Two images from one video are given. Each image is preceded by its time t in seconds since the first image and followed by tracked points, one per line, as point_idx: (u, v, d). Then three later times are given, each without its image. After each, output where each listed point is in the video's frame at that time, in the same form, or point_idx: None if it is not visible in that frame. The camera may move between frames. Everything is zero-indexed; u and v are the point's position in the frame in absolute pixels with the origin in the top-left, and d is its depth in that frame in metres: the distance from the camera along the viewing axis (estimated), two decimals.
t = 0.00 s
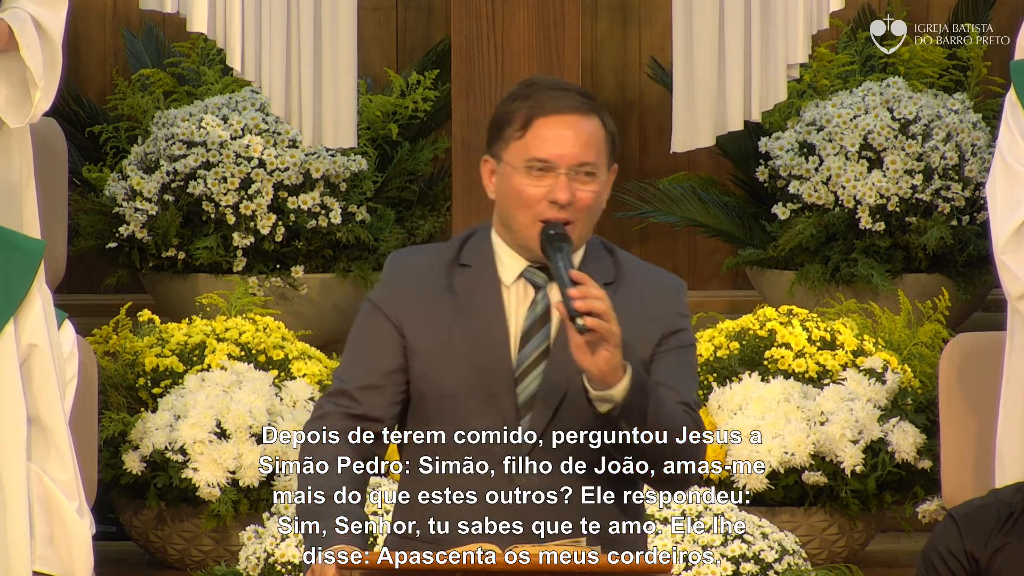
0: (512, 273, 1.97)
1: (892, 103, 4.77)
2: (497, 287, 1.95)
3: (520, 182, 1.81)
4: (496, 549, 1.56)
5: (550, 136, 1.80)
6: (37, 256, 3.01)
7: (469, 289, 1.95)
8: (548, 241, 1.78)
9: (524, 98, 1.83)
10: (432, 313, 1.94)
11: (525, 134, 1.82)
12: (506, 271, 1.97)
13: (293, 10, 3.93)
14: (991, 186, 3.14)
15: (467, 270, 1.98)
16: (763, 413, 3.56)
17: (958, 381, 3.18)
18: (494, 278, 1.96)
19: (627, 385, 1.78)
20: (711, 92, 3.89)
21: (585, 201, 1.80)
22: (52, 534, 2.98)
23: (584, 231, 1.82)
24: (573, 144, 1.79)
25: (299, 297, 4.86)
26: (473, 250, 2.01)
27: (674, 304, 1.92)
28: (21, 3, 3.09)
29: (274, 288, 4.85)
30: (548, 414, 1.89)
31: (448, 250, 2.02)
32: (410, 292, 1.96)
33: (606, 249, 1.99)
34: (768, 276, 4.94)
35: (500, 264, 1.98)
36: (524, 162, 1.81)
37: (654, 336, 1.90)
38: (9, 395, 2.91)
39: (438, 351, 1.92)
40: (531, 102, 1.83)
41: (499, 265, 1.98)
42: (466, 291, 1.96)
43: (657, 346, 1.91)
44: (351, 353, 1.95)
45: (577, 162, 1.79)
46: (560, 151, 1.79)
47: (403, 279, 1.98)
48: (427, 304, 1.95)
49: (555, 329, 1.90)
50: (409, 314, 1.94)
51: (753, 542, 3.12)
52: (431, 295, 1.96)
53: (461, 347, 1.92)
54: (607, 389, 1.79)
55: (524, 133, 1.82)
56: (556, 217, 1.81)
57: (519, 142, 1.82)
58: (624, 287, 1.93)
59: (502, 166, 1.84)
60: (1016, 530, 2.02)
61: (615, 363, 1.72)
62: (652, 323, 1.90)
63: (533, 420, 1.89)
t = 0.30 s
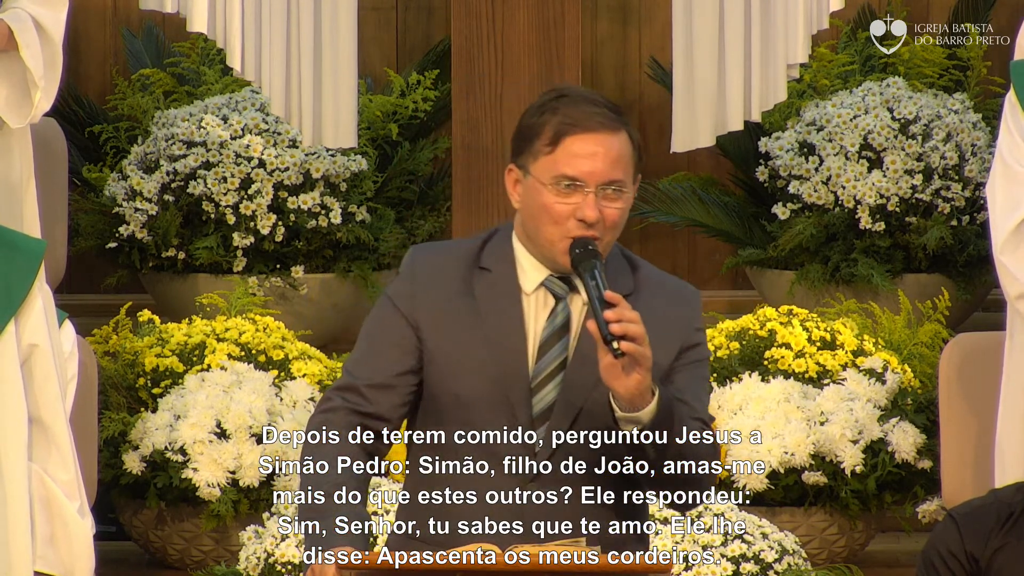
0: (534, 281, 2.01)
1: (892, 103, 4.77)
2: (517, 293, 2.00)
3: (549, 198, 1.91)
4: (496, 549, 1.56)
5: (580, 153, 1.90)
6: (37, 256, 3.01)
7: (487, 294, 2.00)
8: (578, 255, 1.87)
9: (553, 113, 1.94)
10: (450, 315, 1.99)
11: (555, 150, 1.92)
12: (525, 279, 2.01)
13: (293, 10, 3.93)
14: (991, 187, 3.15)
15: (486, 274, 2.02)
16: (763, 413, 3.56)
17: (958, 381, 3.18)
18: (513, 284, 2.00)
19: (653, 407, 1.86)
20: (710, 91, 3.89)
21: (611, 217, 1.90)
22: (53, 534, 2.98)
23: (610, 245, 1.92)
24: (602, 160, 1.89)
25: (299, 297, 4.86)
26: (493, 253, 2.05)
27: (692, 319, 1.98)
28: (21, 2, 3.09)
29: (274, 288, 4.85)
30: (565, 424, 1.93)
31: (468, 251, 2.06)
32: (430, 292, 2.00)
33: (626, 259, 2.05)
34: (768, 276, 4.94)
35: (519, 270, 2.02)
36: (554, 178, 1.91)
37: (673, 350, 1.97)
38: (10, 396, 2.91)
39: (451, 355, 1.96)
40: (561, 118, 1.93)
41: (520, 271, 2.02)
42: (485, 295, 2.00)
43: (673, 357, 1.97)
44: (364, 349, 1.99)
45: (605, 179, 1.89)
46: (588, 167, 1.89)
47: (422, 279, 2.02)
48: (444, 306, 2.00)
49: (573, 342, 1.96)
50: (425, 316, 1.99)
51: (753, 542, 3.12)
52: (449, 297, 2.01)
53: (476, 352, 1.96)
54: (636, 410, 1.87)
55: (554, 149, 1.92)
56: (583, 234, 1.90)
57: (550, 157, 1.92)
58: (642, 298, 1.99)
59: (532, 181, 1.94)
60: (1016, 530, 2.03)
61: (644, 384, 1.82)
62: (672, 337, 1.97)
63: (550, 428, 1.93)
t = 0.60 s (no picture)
0: (533, 275, 2.02)
1: (892, 103, 4.77)
2: (518, 289, 2.01)
3: (535, 182, 1.92)
4: (496, 549, 1.56)
5: (566, 136, 1.92)
6: (38, 256, 3.00)
7: (490, 292, 2.01)
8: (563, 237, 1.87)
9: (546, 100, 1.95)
10: (454, 314, 2.00)
11: (543, 136, 1.94)
12: (527, 275, 2.03)
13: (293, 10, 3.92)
14: (990, 187, 3.15)
15: (488, 273, 2.03)
16: (763, 413, 3.56)
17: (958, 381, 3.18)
18: (516, 281, 2.01)
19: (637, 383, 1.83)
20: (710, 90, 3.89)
21: (598, 201, 1.90)
22: (53, 534, 2.98)
23: (599, 229, 1.92)
24: (591, 145, 1.91)
25: (299, 297, 4.86)
26: (495, 252, 2.06)
27: (693, 313, 1.99)
28: (21, 2, 3.09)
29: (274, 288, 4.85)
30: (564, 418, 1.93)
31: (470, 250, 2.07)
32: (432, 292, 2.02)
33: (627, 255, 2.06)
34: (768, 276, 4.94)
35: (522, 267, 2.03)
36: (540, 163, 1.92)
37: (673, 342, 1.97)
38: (11, 396, 2.91)
39: (456, 354, 1.98)
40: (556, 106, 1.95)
41: (520, 267, 2.03)
42: (487, 293, 2.02)
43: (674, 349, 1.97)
44: (367, 348, 2.00)
45: (591, 163, 1.90)
46: (575, 151, 1.91)
47: (425, 280, 2.04)
48: (448, 304, 2.01)
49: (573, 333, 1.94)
50: (429, 314, 2.00)
51: (753, 542, 3.12)
52: (452, 296, 2.02)
53: (480, 350, 1.97)
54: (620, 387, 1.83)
55: (542, 134, 1.94)
56: (567, 217, 1.90)
57: (536, 141, 1.94)
58: (643, 293, 2.00)
59: (522, 167, 1.96)
60: (1016, 530, 2.02)
61: (629, 359, 1.76)
62: (671, 329, 1.97)
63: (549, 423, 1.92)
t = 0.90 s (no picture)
0: (528, 272, 2.03)
1: (892, 103, 4.77)
2: (515, 287, 2.02)
3: (517, 174, 1.93)
4: (496, 549, 1.56)
5: (548, 128, 1.92)
6: (38, 257, 3.00)
7: (489, 291, 2.02)
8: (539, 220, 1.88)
9: (532, 94, 1.97)
10: (453, 315, 2.01)
11: (525, 127, 1.95)
12: (522, 273, 2.04)
13: (293, 10, 3.92)
14: (991, 186, 3.15)
15: (486, 274, 2.05)
16: (763, 413, 3.56)
17: (959, 381, 3.18)
18: (513, 280, 2.02)
19: (605, 356, 1.77)
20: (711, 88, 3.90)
21: (580, 190, 1.91)
22: (53, 534, 2.98)
23: (582, 219, 1.93)
24: (572, 137, 1.92)
25: (299, 297, 4.85)
26: (494, 253, 2.08)
27: (689, 306, 1.99)
28: (21, 2, 3.09)
29: (274, 288, 4.85)
30: (554, 410, 1.93)
31: (469, 253, 2.09)
32: (432, 293, 2.04)
33: (626, 255, 2.08)
34: (768, 276, 4.94)
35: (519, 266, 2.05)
36: (521, 154, 1.93)
37: (666, 333, 1.97)
38: (11, 396, 2.91)
39: (455, 352, 1.99)
40: (541, 101, 1.96)
41: (518, 267, 2.04)
42: (485, 293, 2.03)
43: (669, 342, 1.98)
44: (371, 352, 2.02)
45: (571, 153, 1.91)
46: (556, 142, 1.92)
47: (425, 283, 2.05)
48: (447, 305, 2.02)
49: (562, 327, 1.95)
50: (429, 315, 2.01)
51: (753, 542, 3.12)
52: (451, 298, 2.04)
53: (479, 347, 1.98)
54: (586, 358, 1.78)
55: (524, 126, 1.95)
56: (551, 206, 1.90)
57: (518, 134, 1.95)
58: (640, 289, 2.01)
59: (507, 160, 1.97)
60: (1015, 530, 2.02)
61: (595, 331, 1.73)
62: (665, 320, 1.98)
63: (540, 417, 1.94)
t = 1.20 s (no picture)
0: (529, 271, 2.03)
1: (892, 103, 4.77)
2: (517, 286, 2.02)
3: (510, 172, 1.93)
4: (496, 549, 1.56)
5: (540, 125, 1.93)
6: (37, 256, 3.00)
7: (491, 290, 2.02)
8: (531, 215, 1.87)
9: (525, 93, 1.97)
10: (456, 313, 2.01)
11: (518, 125, 1.95)
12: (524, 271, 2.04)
13: (293, 10, 3.92)
14: (991, 186, 3.14)
15: (489, 273, 2.05)
16: (763, 413, 3.56)
17: (959, 381, 3.18)
18: (515, 279, 2.02)
19: (597, 345, 1.78)
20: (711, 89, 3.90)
21: (573, 186, 1.91)
22: (53, 534, 2.98)
23: (577, 216, 1.93)
24: (565, 133, 1.92)
25: (299, 297, 4.85)
26: (498, 253, 2.08)
27: (689, 303, 1.99)
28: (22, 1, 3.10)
29: (274, 288, 4.85)
30: (556, 406, 1.93)
31: (473, 252, 2.09)
32: (435, 292, 2.04)
33: (628, 254, 2.08)
34: (768, 275, 4.94)
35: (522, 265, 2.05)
36: (514, 151, 1.93)
37: (666, 329, 1.97)
38: (11, 396, 2.91)
39: (458, 350, 1.99)
40: (536, 100, 1.96)
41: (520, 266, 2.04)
42: (488, 291, 2.03)
43: (668, 338, 1.97)
44: (375, 351, 2.02)
45: (562, 148, 1.91)
46: (548, 139, 1.92)
47: (428, 283, 2.05)
48: (450, 304, 2.02)
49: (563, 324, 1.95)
50: (433, 314, 2.01)
51: (753, 542, 3.11)
52: (454, 297, 2.04)
53: (482, 345, 1.98)
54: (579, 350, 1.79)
55: (518, 124, 1.95)
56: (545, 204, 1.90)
57: (511, 133, 1.95)
58: (641, 287, 2.01)
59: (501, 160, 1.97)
60: (1015, 529, 2.02)
61: (586, 322, 1.74)
62: (665, 317, 1.97)
63: (542, 414, 1.93)
